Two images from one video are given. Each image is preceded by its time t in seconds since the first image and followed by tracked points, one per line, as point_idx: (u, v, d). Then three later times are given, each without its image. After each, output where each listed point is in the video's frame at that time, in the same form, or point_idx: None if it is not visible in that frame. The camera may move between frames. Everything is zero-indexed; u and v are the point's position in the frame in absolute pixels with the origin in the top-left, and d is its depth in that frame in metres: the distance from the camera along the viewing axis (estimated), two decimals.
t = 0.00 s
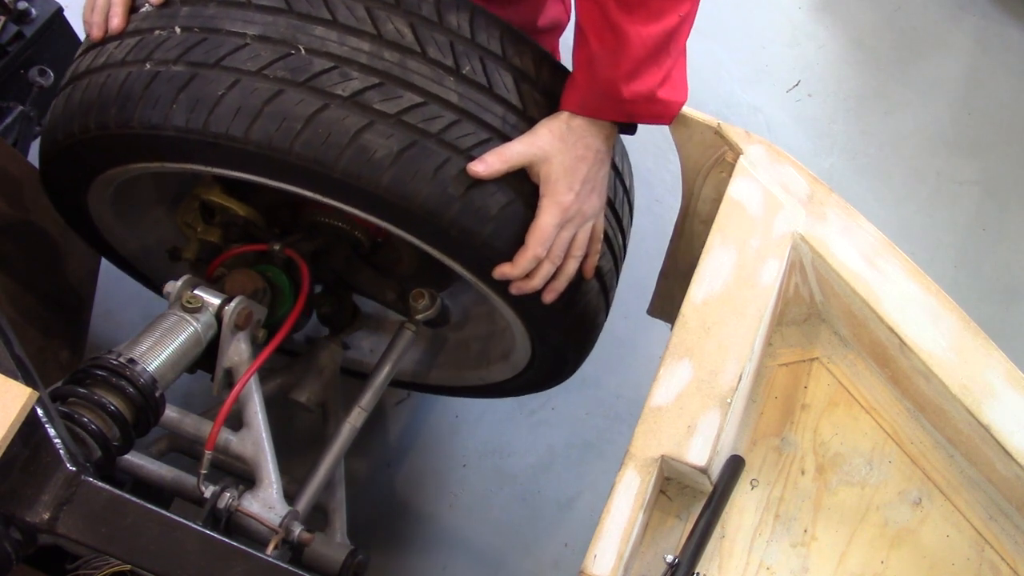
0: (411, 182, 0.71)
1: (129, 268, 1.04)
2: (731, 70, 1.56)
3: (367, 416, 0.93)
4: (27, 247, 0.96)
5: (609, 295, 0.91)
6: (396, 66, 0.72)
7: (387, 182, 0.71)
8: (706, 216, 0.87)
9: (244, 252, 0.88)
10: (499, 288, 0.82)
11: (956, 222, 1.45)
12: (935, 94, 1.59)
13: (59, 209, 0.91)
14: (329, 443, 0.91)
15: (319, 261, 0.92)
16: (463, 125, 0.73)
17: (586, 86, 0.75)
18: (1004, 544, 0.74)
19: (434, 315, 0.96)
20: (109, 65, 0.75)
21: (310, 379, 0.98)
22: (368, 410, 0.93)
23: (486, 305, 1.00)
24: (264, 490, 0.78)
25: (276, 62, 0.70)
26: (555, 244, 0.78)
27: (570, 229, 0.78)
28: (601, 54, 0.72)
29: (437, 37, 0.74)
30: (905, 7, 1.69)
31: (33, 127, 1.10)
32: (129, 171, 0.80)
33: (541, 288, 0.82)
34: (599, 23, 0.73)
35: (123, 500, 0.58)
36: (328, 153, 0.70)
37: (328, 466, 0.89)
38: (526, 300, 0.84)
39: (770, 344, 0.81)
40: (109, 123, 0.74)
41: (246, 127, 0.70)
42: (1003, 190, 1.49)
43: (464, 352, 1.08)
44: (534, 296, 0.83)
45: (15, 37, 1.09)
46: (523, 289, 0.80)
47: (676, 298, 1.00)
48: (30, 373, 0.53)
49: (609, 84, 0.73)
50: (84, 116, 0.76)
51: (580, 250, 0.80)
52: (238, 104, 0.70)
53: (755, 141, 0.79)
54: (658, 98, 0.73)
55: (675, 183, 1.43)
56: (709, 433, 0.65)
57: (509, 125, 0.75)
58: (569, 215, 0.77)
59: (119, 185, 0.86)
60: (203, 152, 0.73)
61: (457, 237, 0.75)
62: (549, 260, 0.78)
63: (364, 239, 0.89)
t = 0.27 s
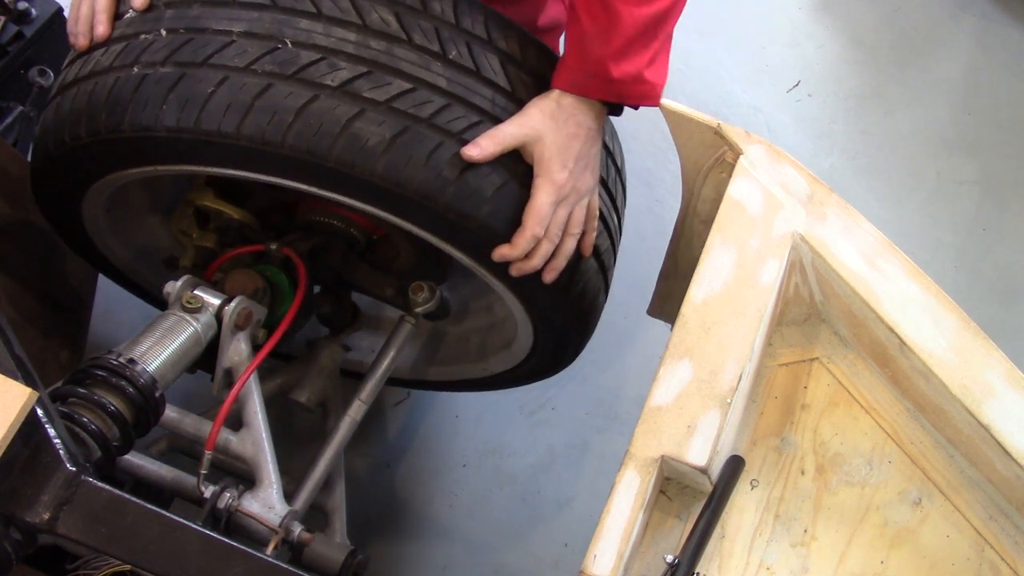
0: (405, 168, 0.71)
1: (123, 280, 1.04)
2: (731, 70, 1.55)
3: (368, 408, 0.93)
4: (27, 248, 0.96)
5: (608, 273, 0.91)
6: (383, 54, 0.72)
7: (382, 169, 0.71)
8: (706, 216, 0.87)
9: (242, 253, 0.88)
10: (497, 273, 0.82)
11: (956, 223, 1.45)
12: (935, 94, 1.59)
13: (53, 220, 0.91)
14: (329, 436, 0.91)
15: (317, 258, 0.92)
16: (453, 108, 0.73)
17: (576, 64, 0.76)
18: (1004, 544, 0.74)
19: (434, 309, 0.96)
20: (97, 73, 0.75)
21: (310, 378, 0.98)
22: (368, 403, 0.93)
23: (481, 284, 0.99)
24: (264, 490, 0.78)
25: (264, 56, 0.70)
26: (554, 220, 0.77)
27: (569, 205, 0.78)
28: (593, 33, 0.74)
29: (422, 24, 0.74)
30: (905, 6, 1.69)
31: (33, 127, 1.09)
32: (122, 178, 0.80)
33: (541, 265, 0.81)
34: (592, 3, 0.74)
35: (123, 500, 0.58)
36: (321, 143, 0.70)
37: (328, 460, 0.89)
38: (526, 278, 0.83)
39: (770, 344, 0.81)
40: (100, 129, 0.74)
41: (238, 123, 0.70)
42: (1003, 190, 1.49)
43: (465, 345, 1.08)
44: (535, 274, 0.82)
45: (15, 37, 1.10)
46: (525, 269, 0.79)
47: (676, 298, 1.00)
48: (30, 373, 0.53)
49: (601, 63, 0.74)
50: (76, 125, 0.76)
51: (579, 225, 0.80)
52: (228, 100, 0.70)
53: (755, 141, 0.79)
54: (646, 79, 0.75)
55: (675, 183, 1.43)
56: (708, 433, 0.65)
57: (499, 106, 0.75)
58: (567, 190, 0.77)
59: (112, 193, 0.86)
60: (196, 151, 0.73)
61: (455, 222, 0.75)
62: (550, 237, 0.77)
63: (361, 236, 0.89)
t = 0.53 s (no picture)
0: (402, 160, 0.71)
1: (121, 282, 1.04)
2: (731, 71, 1.55)
3: (367, 405, 0.93)
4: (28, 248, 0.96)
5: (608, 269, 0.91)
6: (376, 49, 0.71)
7: (379, 162, 0.71)
8: (706, 216, 0.87)
9: (242, 253, 0.88)
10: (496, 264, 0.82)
11: (956, 223, 1.45)
12: (935, 94, 1.59)
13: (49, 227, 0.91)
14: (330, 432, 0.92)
15: (316, 257, 0.92)
16: (448, 100, 0.72)
17: (582, 64, 0.73)
18: (1004, 544, 0.74)
19: (435, 305, 0.96)
20: (90, 76, 0.75)
21: (310, 378, 0.98)
22: (368, 400, 0.93)
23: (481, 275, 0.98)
24: (264, 490, 0.78)
25: (257, 54, 0.70)
26: (560, 212, 0.76)
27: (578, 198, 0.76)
28: (601, 31, 0.71)
29: (414, 17, 0.73)
30: (905, 6, 1.69)
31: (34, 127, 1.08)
32: (120, 180, 0.80)
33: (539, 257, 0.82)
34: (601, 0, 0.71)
35: (123, 500, 0.58)
36: (317, 139, 0.70)
37: (328, 457, 0.89)
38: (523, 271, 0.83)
39: (770, 344, 0.81)
40: (96, 132, 0.74)
41: (234, 121, 0.70)
42: (1003, 191, 1.49)
43: (464, 341, 1.08)
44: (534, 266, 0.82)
45: (15, 37, 1.10)
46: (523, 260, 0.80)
47: (676, 297, 1.00)
48: (30, 373, 0.53)
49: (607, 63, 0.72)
50: (71, 129, 0.76)
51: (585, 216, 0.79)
52: (223, 99, 0.69)
53: (755, 141, 0.79)
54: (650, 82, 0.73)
55: (675, 183, 1.43)
56: (708, 433, 0.65)
57: (494, 97, 0.75)
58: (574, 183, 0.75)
59: (109, 198, 0.85)
60: (192, 150, 0.73)
61: (452, 213, 0.75)
62: (557, 229, 0.77)
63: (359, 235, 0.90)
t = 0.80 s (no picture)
0: (401, 159, 0.71)
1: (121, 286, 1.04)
2: (731, 70, 1.55)
3: (367, 405, 0.93)
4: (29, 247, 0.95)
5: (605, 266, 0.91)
6: (375, 48, 0.71)
7: (378, 161, 0.71)
8: (706, 216, 0.87)
9: (241, 253, 0.88)
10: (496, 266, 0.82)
11: (956, 223, 1.45)
12: (935, 94, 1.59)
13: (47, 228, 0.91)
14: (330, 431, 0.92)
15: (315, 257, 0.92)
16: (447, 99, 0.72)
17: (587, 103, 0.73)
18: (1004, 544, 0.74)
19: (434, 305, 0.96)
20: (90, 76, 0.75)
21: (310, 378, 0.98)
22: (368, 399, 0.93)
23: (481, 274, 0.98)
24: (264, 490, 0.78)
25: (256, 54, 0.70)
26: (559, 209, 0.76)
27: (579, 198, 0.76)
28: (601, 71, 0.70)
29: (413, 16, 0.73)
30: (905, 6, 1.69)
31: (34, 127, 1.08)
32: (120, 181, 0.80)
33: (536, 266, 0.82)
34: (599, 39, 0.70)
35: (123, 500, 0.58)
36: (316, 138, 0.70)
37: (328, 455, 0.90)
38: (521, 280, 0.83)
39: (770, 344, 0.81)
40: (95, 132, 0.74)
41: (233, 120, 0.70)
42: (1002, 190, 1.49)
43: (463, 339, 1.08)
44: (533, 278, 0.82)
45: (15, 37, 1.10)
46: (517, 266, 0.79)
47: (676, 298, 1.00)
48: (30, 373, 0.53)
49: (610, 102, 0.71)
50: (70, 130, 0.76)
51: (589, 219, 0.78)
52: (223, 98, 0.69)
53: (755, 141, 0.79)
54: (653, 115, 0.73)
55: (675, 183, 1.43)
56: (709, 433, 0.65)
57: (492, 96, 0.75)
58: (576, 185, 0.75)
59: (109, 198, 0.85)
60: (192, 150, 0.73)
61: (451, 212, 0.75)
62: (555, 226, 0.76)
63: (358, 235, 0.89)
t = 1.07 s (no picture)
0: (395, 142, 0.71)
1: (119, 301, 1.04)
2: (731, 70, 1.55)
3: (367, 396, 0.94)
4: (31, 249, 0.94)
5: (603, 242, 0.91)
6: (360, 36, 0.72)
7: (371, 147, 0.71)
8: (706, 216, 0.88)
9: (237, 255, 0.88)
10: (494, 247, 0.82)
11: (957, 223, 1.45)
12: (936, 94, 1.59)
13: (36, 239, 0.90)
14: (331, 422, 0.93)
15: (312, 255, 0.92)
16: (435, 82, 0.73)
17: (582, 79, 0.76)
18: (1004, 544, 0.74)
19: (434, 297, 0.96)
20: (78, 85, 0.75)
21: (310, 378, 0.98)
22: (367, 390, 0.94)
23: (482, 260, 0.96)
24: (264, 490, 0.78)
25: (242, 49, 0.70)
26: (555, 183, 0.77)
27: (573, 172, 0.78)
28: (598, 48, 0.74)
29: (395, 3, 0.74)
30: (905, 6, 1.69)
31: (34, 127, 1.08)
32: (114, 188, 0.80)
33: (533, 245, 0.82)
34: (597, 18, 0.75)
35: (123, 500, 0.58)
36: (308, 127, 0.70)
37: (327, 448, 0.91)
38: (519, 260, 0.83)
39: (770, 344, 0.81)
40: (86, 140, 0.74)
41: (223, 116, 0.69)
42: (1002, 190, 1.49)
43: (460, 335, 1.08)
44: (531, 257, 0.82)
45: (15, 37, 1.10)
46: (517, 244, 0.79)
47: (676, 298, 1.00)
48: (30, 373, 0.53)
49: (605, 79, 0.75)
50: (61, 138, 0.75)
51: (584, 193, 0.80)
52: (211, 95, 0.69)
53: (755, 141, 0.79)
54: (641, 94, 0.77)
55: (675, 183, 1.43)
56: (709, 433, 0.65)
57: (480, 78, 0.75)
58: (569, 158, 0.77)
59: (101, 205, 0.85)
60: (185, 149, 0.73)
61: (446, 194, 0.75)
62: (553, 200, 0.77)
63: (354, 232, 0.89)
